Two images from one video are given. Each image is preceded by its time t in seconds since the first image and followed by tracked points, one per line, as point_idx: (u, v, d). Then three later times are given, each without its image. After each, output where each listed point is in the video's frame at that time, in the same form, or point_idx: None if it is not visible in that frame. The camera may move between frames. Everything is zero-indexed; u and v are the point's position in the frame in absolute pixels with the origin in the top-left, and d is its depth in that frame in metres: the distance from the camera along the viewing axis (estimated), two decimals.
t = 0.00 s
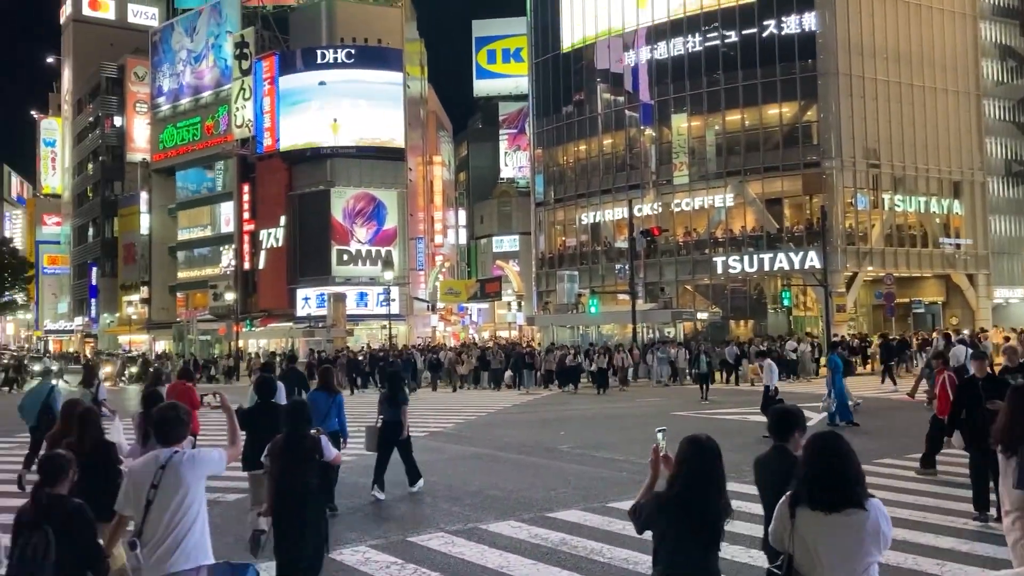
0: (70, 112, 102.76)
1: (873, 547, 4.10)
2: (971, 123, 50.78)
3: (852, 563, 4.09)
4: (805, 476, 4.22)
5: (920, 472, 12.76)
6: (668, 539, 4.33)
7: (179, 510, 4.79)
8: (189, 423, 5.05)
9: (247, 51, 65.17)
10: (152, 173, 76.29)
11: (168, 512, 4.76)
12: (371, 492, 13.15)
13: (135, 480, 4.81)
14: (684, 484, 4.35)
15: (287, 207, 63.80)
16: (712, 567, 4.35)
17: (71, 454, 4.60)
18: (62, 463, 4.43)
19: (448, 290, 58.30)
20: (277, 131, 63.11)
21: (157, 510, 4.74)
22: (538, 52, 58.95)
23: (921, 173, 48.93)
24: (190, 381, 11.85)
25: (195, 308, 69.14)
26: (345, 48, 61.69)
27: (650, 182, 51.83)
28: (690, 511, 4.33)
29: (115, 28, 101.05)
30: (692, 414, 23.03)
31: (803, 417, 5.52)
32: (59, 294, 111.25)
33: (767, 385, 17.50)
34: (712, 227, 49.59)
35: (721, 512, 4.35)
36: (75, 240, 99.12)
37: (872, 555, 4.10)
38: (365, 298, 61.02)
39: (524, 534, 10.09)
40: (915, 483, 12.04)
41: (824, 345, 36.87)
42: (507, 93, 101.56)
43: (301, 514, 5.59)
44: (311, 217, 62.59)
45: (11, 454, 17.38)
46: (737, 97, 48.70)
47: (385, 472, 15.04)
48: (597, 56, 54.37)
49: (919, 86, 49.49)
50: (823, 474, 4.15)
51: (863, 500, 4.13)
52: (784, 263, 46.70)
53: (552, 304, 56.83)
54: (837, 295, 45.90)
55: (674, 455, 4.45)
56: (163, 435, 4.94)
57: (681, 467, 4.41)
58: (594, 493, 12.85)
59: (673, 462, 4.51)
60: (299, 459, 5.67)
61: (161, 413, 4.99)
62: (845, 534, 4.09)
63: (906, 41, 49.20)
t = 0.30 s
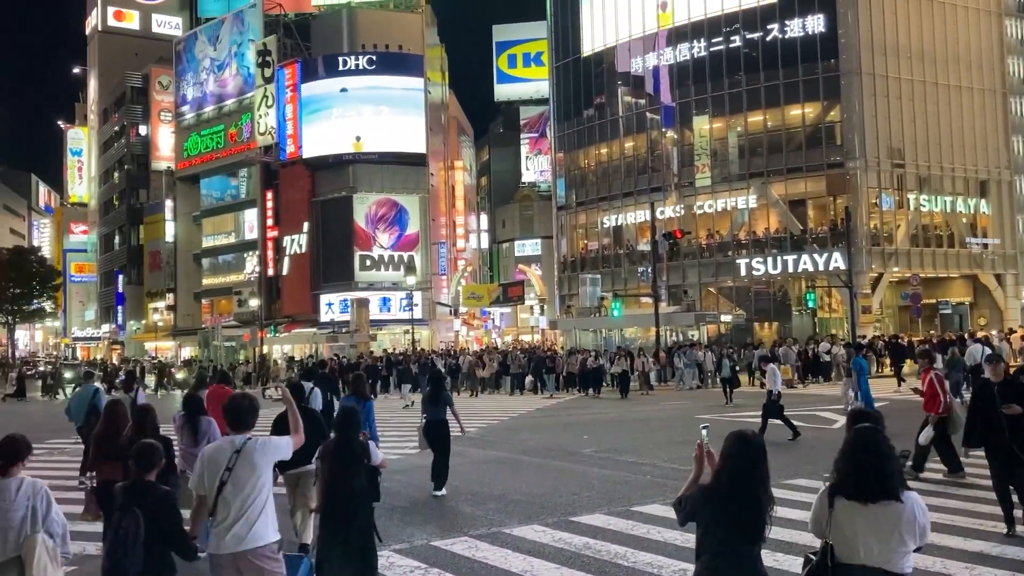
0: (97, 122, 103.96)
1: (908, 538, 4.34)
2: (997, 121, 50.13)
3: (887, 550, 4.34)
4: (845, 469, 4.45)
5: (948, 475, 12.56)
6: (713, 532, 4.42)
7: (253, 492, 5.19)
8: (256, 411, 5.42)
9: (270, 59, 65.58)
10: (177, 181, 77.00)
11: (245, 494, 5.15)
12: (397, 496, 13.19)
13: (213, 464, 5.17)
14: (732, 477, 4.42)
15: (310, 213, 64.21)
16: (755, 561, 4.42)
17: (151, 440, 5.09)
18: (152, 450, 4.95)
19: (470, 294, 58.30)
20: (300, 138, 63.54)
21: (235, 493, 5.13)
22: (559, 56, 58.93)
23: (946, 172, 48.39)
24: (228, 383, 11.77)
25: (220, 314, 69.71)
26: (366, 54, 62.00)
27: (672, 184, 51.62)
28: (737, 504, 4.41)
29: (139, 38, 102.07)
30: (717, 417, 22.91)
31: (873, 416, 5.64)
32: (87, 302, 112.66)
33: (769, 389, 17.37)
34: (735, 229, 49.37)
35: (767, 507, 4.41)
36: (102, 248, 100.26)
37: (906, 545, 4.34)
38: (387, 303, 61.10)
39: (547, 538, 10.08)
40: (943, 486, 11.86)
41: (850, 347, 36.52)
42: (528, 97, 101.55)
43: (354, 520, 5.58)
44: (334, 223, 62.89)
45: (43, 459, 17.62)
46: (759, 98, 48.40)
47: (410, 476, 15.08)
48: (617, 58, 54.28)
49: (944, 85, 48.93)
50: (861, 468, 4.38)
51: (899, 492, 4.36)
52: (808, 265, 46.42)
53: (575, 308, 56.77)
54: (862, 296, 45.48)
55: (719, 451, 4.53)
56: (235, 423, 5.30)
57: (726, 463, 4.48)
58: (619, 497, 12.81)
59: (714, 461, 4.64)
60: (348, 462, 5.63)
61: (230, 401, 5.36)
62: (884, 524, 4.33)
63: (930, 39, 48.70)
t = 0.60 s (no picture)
0: (125, 134, 105.33)
1: (953, 537, 4.39)
2: None
3: (939, 548, 4.38)
4: (896, 467, 4.53)
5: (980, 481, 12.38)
6: (763, 528, 4.63)
7: (333, 493, 5.64)
8: (335, 419, 5.89)
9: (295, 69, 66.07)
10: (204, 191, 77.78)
11: (326, 494, 5.59)
12: (424, 502, 13.26)
13: (300, 464, 5.61)
14: (780, 480, 4.63)
15: (336, 221, 64.63)
16: (806, 557, 4.57)
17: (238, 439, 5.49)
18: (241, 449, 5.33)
19: (494, 299, 58.28)
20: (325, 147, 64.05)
21: (318, 494, 5.58)
22: (581, 62, 58.94)
23: (975, 173, 47.85)
24: (272, 391, 12.92)
25: (247, 322, 70.29)
26: (389, 63, 62.39)
27: (697, 188, 51.45)
28: (790, 507, 4.60)
29: (166, 50, 103.33)
30: (745, 423, 22.77)
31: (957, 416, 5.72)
32: (116, 311, 114.09)
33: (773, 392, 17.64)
34: (761, 233, 49.13)
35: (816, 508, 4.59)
36: (131, 258, 101.53)
37: (952, 542, 4.40)
38: (413, 310, 61.30)
39: (573, 544, 10.07)
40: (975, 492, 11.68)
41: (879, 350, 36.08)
42: (552, 103, 101.58)
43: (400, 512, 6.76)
44: (358, 231, 63.21)
45: (77, 466, 17.89)
46: (784, 101, 48.11)
47: (437, 482, 15.14)
48: (639, 62, 54.22)
49: (972, 84, 48.37)
50: (912, 468, 4.46)
51: (944, 491, 4.43)
52: (835, 267, 46.13)
53: (599, 313, 56.66)
54: (890, 298, 45.04)
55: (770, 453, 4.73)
56: (317, 425, 5.75)
57: (776, 467, 4.69)
58: (646, 502, 12.80)
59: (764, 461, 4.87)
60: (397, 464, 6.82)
61: (313, 407, 5.80)
62: (928, 521, 4.39)
63: (957, 39, 48.18)
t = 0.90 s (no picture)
0: (150, 143, 106.41)
1: (1011, 532, 4.42)
2: None
3: (998, 542, 4.40)
4: (949, 464, 4.57)
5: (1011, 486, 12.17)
6: (806, 522, 4.74)
7: (390, 488, 5.97)
8: (385, 418, 6.20)
9: (317, 77, 66.48)
10: (228, 199, 78.46)
11: (383, 489, 5.93)
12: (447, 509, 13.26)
13: (359, 461, 5.91)
14: (824, 478, 4.75)
15: (358, 228, 64.93)
16: (848, 552, 4.69)
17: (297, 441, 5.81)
18: (298, 451, 5.65)
19: (517, 305, 58.27)
20: (347, 155, 64.38)
21: (377, 488, 5.91)
22: (601, 66, 58.88)
23: (1001, 174, 47.34)
24: (310, 399, 13.38)
25: (271, 329, 70.69)
26: (410, 70, 62.56)
27: (719, 192, 51.28)
28: (833, 506, 4.71)
29: (189, 60, 104.36)
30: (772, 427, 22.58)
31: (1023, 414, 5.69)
32: (142, 319, 115.10)
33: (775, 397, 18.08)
34: (784, 236, 48.81)
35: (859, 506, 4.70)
36: (156, 266, 102.49)
37: (1012, 537, 4.43)
38: (435, 316, 61.46)
39: (597, 550, 10.03)
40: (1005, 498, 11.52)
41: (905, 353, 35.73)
42: (572, 107, 101.57)
43: (434, 504, 7.22)
44: (381, 238, 63.49)
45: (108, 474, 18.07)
46: (806, 103, 47.84)
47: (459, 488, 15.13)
48: (660, 65, 54.08)
49: (998, 84, 47.84)
50: (964, 464, 4.50)
51: (1002, 486, 4.46)
52: (859, 270, 45.86)
53: (622, 317, 56.58)
54: (916, 301, 44.64)
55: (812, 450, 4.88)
56: (372, 424, 6.06)
57: (817, 463, 4.82)
58: (669, 507, 12.74)
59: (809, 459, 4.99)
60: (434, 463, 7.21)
61: (367, 406, 6.14)
62: (988, 517, 4.42)
63: (982, 38, 47.67)
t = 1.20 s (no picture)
0: (180, 152, 107.66)
1: None
2: None
3: None
4: (993, 465, 4.58)
5: None
6: (844, 522, 4.81)
7: (436, 485, 6.40)
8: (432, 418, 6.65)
9: (342, 85, 66.97)
10: (256, 207, 79.14)
11: (430, 485, 6.35)
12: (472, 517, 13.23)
13: (407, 459, 6.34)
14: (863, 479, 4.80)
15: (384, 234, 65.23)
16: (887, 554, 4.72)
17: (352, 440, 6.44)
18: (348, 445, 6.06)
19: (542, 310, 58.14)
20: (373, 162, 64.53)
21: (426, 484, 6.34)
22: (626, 71, 58.81)
23: None
24: (353, 401, 13.36)
25: (299, 336, 71.16)
26: (435, 77, 63.19)
27: (746, 196, 51.03)
28: (870, 507, 4.76)
29: (217, 71, 105.62)
30: (802, 432, 22.39)
31: None
32: (172, 327, 116.36)
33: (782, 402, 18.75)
34: (812, 239, 48.43)
35: (896, 504, 4.75)
36: (186, 274, 103.62)
37: None
38: (461, 322, 61.51)
39: (625, 557, 9.97)
40: None
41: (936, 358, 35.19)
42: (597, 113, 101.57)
43: (476, 500, 7.31)
44: (407, 244, 63.71)
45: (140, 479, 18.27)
46: (833, 106, 47.46)
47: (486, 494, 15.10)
48: (685, 69, 53.92)
49: None
50: (1013, 466, 4.48)
51: None
52: (889, 274, 45.31)
53: (648, 322, 56.34)
54: (946, 305, 44.02)
55: (851, 452, 4.93)
56: (420, 423, 6.52)
57: (855, 465, 4.89)
58: (697, 514, 12.62)
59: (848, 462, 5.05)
60: (473, 460, 7.34)
61: (413, 406, 6.60)
62: None
63: (1012, 38, 47.08)
